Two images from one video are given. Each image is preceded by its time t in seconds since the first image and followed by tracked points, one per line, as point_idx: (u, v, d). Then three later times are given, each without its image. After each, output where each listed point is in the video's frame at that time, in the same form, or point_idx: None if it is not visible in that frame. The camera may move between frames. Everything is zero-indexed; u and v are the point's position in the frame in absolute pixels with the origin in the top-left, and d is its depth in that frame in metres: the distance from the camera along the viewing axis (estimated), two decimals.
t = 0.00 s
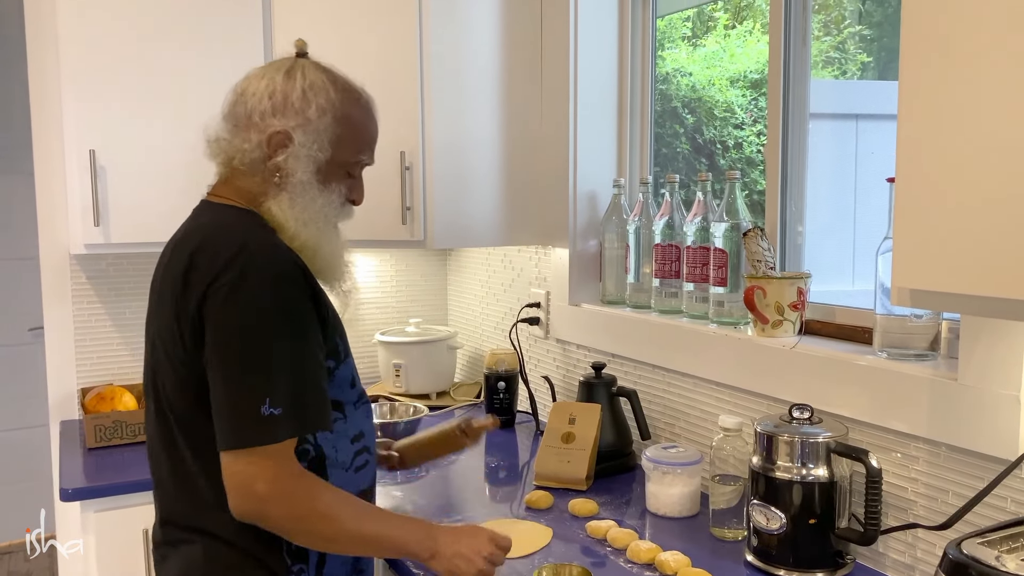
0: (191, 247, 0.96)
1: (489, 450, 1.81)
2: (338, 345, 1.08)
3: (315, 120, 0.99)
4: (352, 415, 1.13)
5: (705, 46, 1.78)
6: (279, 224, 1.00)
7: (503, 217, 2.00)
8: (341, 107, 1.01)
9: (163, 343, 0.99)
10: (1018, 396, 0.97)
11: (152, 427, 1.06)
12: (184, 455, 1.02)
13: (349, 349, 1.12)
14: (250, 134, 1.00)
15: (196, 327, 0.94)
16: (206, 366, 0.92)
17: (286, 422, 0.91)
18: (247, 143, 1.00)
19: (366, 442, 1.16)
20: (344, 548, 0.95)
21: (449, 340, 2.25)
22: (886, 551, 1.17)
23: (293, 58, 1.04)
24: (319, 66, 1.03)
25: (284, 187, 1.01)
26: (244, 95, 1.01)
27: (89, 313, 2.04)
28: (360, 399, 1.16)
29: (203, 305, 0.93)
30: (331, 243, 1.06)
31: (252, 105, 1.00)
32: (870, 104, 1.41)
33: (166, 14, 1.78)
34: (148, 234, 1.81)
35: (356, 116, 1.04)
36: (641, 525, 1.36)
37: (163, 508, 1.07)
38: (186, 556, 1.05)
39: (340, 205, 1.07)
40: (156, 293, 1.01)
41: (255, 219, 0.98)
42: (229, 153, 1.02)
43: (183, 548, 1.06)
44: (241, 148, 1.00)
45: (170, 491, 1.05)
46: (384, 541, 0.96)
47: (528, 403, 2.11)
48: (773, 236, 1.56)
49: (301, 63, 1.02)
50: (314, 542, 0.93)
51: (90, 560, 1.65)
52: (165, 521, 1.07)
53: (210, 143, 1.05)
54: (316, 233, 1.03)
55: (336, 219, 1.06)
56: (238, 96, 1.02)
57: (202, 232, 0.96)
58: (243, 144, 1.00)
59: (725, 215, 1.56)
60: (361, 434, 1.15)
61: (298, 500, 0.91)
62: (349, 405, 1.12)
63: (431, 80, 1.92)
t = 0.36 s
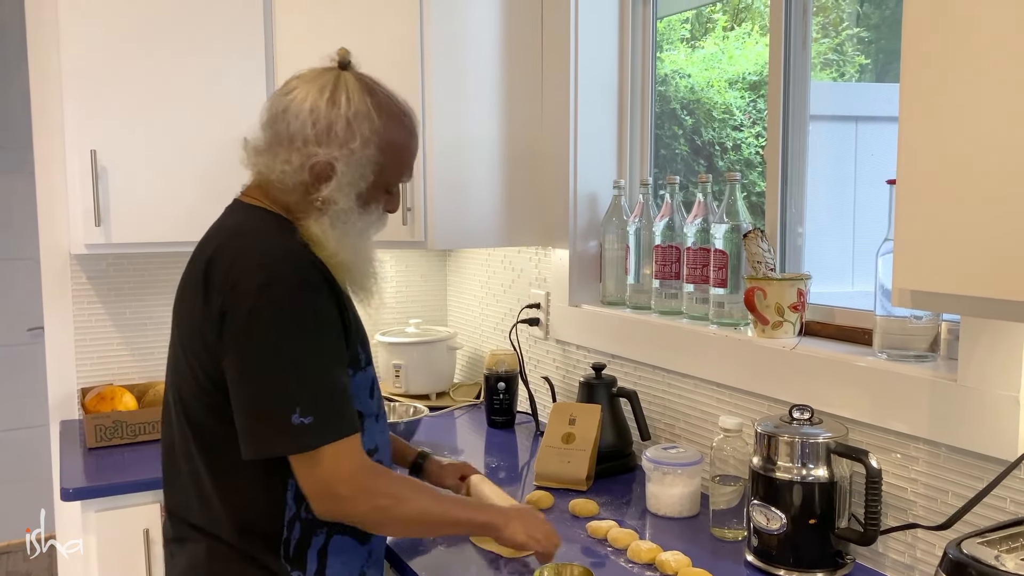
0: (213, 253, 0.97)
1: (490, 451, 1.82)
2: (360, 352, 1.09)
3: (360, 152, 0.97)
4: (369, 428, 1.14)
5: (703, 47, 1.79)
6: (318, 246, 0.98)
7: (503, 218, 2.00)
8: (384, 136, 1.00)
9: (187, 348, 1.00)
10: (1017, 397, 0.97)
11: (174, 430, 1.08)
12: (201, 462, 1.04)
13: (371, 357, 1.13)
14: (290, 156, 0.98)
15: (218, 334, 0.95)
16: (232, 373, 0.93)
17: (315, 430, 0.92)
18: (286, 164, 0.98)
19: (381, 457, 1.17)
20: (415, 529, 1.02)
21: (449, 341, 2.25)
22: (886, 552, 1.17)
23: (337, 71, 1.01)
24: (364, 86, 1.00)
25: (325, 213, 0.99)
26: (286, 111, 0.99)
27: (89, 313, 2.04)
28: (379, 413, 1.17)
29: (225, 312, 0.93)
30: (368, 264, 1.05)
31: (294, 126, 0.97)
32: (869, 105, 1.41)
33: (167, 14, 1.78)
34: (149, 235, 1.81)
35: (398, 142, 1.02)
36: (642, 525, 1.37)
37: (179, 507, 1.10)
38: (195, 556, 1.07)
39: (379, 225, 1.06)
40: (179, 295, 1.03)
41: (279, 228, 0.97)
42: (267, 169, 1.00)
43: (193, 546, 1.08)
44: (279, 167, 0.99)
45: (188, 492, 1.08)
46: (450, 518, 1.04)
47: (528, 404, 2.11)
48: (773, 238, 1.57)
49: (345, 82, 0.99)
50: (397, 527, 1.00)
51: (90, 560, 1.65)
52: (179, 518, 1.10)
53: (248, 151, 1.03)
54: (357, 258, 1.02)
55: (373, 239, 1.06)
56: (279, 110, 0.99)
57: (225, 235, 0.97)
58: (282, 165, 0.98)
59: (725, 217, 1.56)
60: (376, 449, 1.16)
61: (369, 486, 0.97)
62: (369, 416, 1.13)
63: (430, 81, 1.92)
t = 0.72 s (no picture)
0: (236, 251, 0.97)
1: (487, 450, 1.82)
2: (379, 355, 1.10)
3: (384, 157, 0.99)
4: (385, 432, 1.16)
5: (700, 48, 1.79)
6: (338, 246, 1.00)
7: (500, 217, 2.00)
8: (410, 144, 1.02)
9: (206, 346, 1.00)
10: (1013, 396, 0.98)
11: (186, 426, 1.07)
12: (214, 459, 1.04)
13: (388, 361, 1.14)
14: (315, 155, 0.99)
15: (244, 331, 0.95)
16: (257, 370, 0.94)
17: (341, 428, 0.94)
18: (310, 163, 1.00)
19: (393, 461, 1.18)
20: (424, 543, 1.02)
21: (446, 340, 2.25)
22: (882, 551, 1.18)
23: (370, 76, 1.03)
24: (395, 92, 1.02)
25: (343, 214, 1.01)
26: (316, 111, 1.00)
27: (85, 312, 2.03)
28: (393, 418, 1.18)
29: (252, 311, 0.94)
30: (385, 266, 1.08)
31: (322, 126, 0.99)
32: (864, 106, 1.42)
33: (164, 12, 1.78)
34: (145, 233, 1.81)
35: (424, 151, 1.04)
36: (639, 524, 1.37)
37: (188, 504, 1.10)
38: (204, 553, 1.07)
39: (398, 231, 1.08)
40: (198, 291, 1.02)
41: (300, 224, 0.99)
42: (291, 165, 1.02)
43: (202, 545, 1.07)
44: (305, 165, 1.00)
45: (199, 490, 1.07)
46: (461, 537, 1.04)
47: (525, 403, 2.11)
48: (770, 237, 1.57)
49: (377, 87, 1.01)
50: (401, 536, 1.01)
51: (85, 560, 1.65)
52: (187, 517, 1.09)
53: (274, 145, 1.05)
54: (374, 258, 1.05)
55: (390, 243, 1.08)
56: (309, 109, 1.01)
57: (248, 232, 0.97)
58: (307, 163, 1.00)
59: (722, 216, 1.56)
60: (389, 453, 1.17)
61: (387, 493, 0.99)
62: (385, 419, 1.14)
63: (428, 80, 1.92)
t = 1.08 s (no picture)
0: (253, 248, 0.96)
1: (483, 449, 1.81)
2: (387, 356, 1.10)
3: (396, 157, 0.99)
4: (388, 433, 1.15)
5: (697, 47, 1.79)
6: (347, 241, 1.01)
7: (497, 215, 2.00)
8: (424, 148, 1.02)
9: (215, 341, 0.99)
10: (1010, 395, 0.97)
11: (188, 420, 1.05)
12: (218, 456, 1.02)
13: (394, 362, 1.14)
14: (328, 150, 1.00)
15: (262, 327, 0.95)
16: (274, 366, 0.93)
17: (359, 428, 0.93)
18: (321, 158, 1.01)
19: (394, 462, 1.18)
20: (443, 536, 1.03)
21: (442, 339, 2.25)
22: (878, 549, 1.18)
23: (390, 79, 1.03)
24: (412, 96, 1.02)
25: (353, 212, 1.01)
26: (332, 108, 1.01)
27: (80, 310, 2.03)
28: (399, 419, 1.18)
29: (270, 308, 0.94)
30: (391, 267, 1.08)
31: (337, 122, 1.00)
32: (860, 105, 1.42)
33: (159, 9, 1.77)
34: (141, 232, 1.80)
35: (437, 156, 1.04)
36: (635, 522, 1.37)
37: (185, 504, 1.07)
38: (205, 554, 1.05)
39: (405, 234, 1.08)
40: (209, 285, 1.01)
41: (315, 223, 0.98)
42: (304, 160, 1.03)
43: (199, 546, 1.06)
44: (317, 160, 1.01)
45: (199, 488, 1.05)
46: (480, 531, 1.05)
47: (521, 402, 2.11)
48: (766, 236, 1.57)
49: (395, 89, 1.01)
50: (424, 530, 1.01)
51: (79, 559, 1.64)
52: (185, 516, 1.07)
53: (290, 140, 1.06)
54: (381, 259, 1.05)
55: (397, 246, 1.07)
56: (326, 106, 1.02)
57: (264, 228, 0.97)
58: (320, 158, 1.01)
59: (718, 215, 1.56)
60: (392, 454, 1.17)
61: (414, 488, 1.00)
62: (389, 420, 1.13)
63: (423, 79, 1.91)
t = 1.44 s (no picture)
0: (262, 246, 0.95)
1: (479, 447, 1.81)
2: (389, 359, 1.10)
3: (408, 154, 0.99)
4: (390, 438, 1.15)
5: (693, 45, 1.79)
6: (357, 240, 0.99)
7: (493, 213, 1.99)
8: (436, 147, 1.01)
9: (218, 340, 0.97)
10: (1005, 393, 0.97)
11: (188, 419, 1.04)
12: (220, 457, 1.01)
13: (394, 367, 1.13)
14: (340, 147, 0.99)
15: (269, 328, 0.93)
16: (279, 369, 0.92)
17: (359, 433, 0.93)
18: (333, 155, 0.99)
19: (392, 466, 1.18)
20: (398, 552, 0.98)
21: (438, 337, 2.24)
22: (873, 548, 1.18)
23: (401, 79, 1.03)
24: (424, 97, 1.02)
25: (362, 210, 1.00)
26: (344, 106, 1.00)
27: (74, 308, 2.02)
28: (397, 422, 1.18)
29: (278, 308, 0.92)
30: (396, 267, 1.07)
31: (349, 120, 0.99)
32: (857, 103, 1.42)
33: (153, 6, 1.76)
34: (135, 229, 1.80)
35: (448, 156, 1.04)
36: (630, 521, 1.37)
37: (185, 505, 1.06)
38: (205, 555, 1.04)
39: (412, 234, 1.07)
40: (212, 283, 1.00)
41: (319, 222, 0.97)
42: (314, 158, 1.02)
43: (199, 548, 1.05)
44: (328, 157, 1.00)
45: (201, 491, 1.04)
46: (439, 549, 1.00)
47: (517, 400, 2.11)
48: (761, 234, 1.57)
49: (407, 88, 1.01)
50: (378, 549, 0.97)
51: (73, 559, 1.63)
52: (184, 517, 1.05)
53: (298, 138, 1.04)
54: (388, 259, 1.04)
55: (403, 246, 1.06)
56: (337, 105, 1.01)
57: (273, 226, 0.95)
58: (331, 155, 0.99)
59: (714, 213, 1.56)
60: (391, 458, 1.17)
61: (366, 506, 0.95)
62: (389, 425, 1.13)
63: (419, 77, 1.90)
